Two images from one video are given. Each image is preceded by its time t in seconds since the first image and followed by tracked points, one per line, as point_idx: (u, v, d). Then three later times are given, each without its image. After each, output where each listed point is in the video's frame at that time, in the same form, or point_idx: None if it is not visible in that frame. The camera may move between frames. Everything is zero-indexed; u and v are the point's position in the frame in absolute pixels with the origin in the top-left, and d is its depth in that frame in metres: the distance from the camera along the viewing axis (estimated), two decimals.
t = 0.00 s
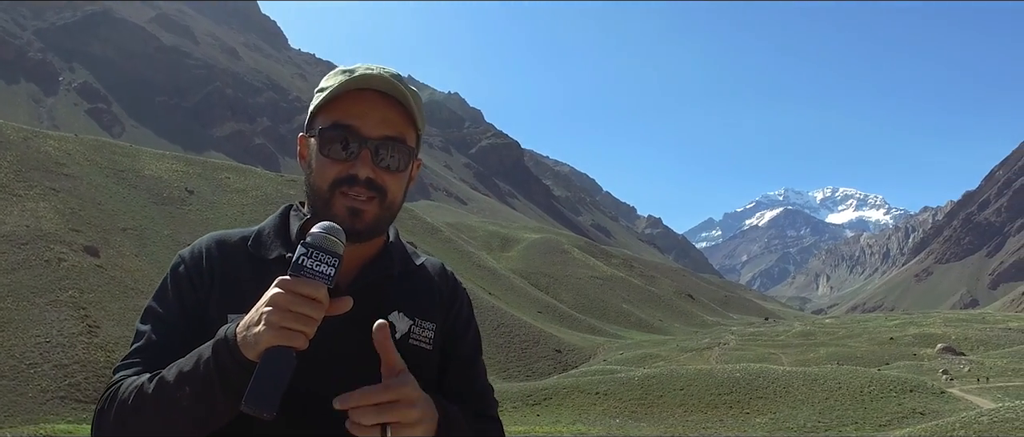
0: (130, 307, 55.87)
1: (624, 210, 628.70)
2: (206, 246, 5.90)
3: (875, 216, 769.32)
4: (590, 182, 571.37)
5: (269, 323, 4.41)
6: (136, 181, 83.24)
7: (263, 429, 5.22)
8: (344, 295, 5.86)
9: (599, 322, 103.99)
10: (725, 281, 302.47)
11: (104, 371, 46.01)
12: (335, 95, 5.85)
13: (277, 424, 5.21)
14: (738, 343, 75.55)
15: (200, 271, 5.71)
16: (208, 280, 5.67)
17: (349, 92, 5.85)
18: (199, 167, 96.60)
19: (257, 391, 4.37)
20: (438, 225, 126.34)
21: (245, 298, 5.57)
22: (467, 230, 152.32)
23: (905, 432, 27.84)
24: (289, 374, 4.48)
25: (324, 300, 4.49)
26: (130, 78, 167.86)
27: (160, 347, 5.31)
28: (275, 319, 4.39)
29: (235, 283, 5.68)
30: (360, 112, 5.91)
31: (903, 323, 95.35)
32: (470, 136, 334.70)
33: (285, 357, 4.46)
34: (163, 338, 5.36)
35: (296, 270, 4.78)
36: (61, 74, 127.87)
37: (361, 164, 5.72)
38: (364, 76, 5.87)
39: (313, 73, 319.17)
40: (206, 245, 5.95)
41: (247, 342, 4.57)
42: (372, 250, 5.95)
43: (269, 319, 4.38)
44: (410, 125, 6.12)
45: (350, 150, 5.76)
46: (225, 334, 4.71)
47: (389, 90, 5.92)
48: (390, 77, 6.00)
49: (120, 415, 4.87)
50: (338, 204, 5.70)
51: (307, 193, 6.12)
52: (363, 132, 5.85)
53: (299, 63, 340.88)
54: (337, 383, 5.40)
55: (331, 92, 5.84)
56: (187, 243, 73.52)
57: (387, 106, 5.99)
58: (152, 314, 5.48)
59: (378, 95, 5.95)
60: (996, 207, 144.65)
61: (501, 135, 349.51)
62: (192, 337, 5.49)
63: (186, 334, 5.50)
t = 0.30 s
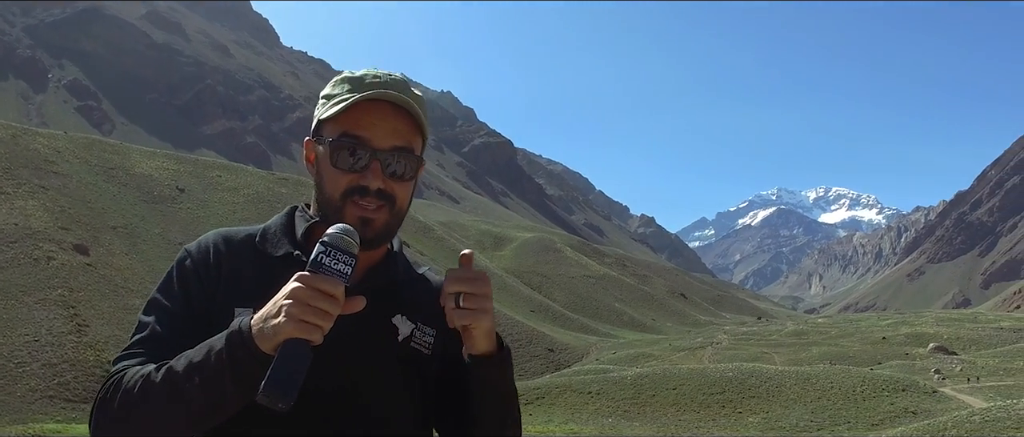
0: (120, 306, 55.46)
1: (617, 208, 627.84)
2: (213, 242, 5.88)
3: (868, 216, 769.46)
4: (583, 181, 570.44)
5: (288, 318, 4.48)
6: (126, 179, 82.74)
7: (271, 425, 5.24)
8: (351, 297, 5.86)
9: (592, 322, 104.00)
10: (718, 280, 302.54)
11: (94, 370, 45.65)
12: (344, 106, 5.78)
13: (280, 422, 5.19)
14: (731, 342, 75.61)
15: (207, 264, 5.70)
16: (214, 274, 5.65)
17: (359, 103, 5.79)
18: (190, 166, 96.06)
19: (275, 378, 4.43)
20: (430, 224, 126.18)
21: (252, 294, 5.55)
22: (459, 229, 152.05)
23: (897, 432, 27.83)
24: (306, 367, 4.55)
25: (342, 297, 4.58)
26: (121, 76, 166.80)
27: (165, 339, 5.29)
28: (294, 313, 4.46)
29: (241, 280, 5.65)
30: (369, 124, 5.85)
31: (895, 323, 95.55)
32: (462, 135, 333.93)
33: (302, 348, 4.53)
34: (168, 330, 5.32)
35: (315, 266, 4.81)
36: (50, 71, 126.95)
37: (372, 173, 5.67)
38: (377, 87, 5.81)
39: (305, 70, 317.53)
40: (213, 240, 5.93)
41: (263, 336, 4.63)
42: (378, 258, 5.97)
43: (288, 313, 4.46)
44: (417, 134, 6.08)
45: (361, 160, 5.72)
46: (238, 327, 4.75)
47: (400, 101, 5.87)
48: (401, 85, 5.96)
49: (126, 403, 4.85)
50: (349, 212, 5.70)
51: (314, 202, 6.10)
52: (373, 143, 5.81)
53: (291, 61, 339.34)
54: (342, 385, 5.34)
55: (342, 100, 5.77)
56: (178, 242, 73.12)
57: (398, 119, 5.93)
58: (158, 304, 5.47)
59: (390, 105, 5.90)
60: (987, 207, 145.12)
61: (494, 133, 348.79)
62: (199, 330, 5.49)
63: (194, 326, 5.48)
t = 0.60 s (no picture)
0: (110, 305, 55.08)
1: (610, 207, 627.31)
2: (216, 246, 5.77)
3: (861, 216, 769.41)
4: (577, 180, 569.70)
5: (291, 326, 4.37)
6: (117, 177, 82.23)
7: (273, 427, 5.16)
8: (351, 302, 5.77)
9: (585, 321, 103.98)
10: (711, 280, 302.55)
11: (84, 370, 45.32)
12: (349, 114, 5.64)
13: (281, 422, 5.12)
14: (724, 342, 75.74)
15: (208, 267, 5.60)
16: (216, 276, 5.56)
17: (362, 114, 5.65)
18: (181, 164, 95.60)
19: (275, 387, 4.35)
20: (423, 224, 125.92)
21: (253, 298, 5.43)
22: (453, 228, 151.80)
23: (890, 431, 27.87)
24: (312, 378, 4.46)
25: (345, 302, 4.48)
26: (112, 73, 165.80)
27: (170, 342, 5.21)
28: (295, 322, 4.34)
29: (242, 286, 5.56)
30: (370, 133, 5.73)
31: (888, 323, 95.87)
32: (456, 134, 333.12)
33: (304, 357, 4.43)
34: (170, 332, 5.24)
35: (316, 275, 4.66)
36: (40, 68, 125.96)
37: (372, 181, 5.56)
38: (378, 93, 5.66)
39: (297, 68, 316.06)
40: (215, 243, 5.82)
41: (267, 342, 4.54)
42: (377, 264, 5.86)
43: (290, 320, 4.36)
44: (417, 141, 5.96)
45: (360, 166, 5.60)
46: (242, 332, 4.65)
47: (400, 110, 5.75)
48: (404, 92, 5.86)
49: (128, 406, 4.78)
50: (348, 218, 5.57)
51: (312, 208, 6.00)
52: (373, 153, 5.68)
53: (283, 59, 337.97)
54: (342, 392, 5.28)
55: (342, 109, 5.65)
56: (169, 241, 72.76)
57: (398, 130, 5.76)
58: (161, 304, 5.38)
59: (393, 114, 5.79)
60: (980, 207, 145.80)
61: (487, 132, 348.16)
62: (200, 334, 5.38)
63: (196, 330, 5.38)
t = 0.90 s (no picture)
0: (101, 304, 54.69)
1: (604, 206, 626.63)
2: (207, 250, 5.62)
3: (855, 215, 769.49)
4: (571, 178, 568.73)
5: (276, 321, 4.25)
6: (108, 175, 81.69)
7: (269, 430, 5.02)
8: (345, 297, 5.65)
9: (579, 320, 103.99)
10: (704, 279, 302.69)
11: (74, 369, 44.98)
12: (324, 99, 5.58)
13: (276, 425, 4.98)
14: (718, 341, 75.78)
15: (196, 269, 5.46)
16: (205, 277, 5.43)
17: (336, 98, 5.61)
18: (173, 162, 95.05)
19: (263, 391, 4.23)
20: (416, 222, 125.68)
21: (247, 295, 5.32)
22: (446, 226, 151.51)
23: (884, 430, 27.88)
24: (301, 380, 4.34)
25: (331, 302, 4.37)
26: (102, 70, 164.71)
27: (165, 348, 5.06)
28: (280, 319, 4.23)
29: (231, 286, 5.41)
30: (351, 111, 5.69)
31: (881, 322, 96.04)
32: (449, 132, 332.20)
33: (293, 357, 4.32)
34: (163, 336, 5.11)
35: (301, 273, 4.53)
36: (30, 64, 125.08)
37: (360, 159, 5.48)
38: (354, 75, 5.60)
39: (290, 66, 314.60)
40: (205, 246, 5.67)
41: (254, 345, 4.41)
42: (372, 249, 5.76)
43: (273, 320, 4.24)
44: (399, 123, 5.88)
45: (345, 149, 5.52)
46: (230, 335, 4.51)
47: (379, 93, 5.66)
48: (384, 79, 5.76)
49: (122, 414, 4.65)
50: (341, 202, 5.43)
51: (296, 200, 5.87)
52: (355, 131, 5.63)
53: (276, 57, 336.68)
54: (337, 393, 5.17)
55: (322, 97, 5.55)
56: (161, 239, 72.40)
57: (376, 103, 5.76)
58: (152, 310, 5.23)
59: (368, 96, 5.77)
60: (973, 206, 146.29)
61: (481, 131, 347.58)
62: (195, 338, 5.24)
63: (189, 336, 5.24)
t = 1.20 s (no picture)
0: (92, 303, 54.30)
1: (599, 205, 626.09)
2: (203, 247, 5.49)
3: (849, 215, 769.48)
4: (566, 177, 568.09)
5: (266, 312, 4.12)
6: (100, 173, 81.17)
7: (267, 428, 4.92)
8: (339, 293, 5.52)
9: (574, 320, 103.88)
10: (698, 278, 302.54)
11: (66, 369, 44.65)
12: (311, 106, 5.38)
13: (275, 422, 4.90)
14: (712, 340, 75.78)
15: (191, 266, 5.34)
16: (202, 273, 5.31)
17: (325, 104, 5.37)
18: (165, 159, 94.57)
19: (253, 383, 4.12)
20: (410, 221, 125.35)
21: (241, 296, 5.19)
22: (440, 225, 151.26)
23: (879, 429, 27.87)
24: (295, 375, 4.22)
25: (321, 291, 4.22)
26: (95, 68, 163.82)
27: (162, 346, 4.95)
28: (270, 310, 4.09)
29: (225, 283, 5.28)
30: (336, 121, 5.44)
31: (875, 321, 96.34)
32: (443, 131, 331.60)
33: (282, 351, 4.19)
34: (157, 336, 4.99)
35: (292, 263, 4.38)
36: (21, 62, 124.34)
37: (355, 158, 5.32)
38: (343, 79, 5.40)
39: (284, 63, 313.38)
40: (201, 245, 5.55)
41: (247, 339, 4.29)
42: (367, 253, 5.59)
43: (263, 310, 4.11)
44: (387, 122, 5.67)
45: (337, 147, 5.35)
46: (224, 328, 4.37)
47: (364, 88, 5.45)
48: (367, 79, 5.54)
49: (116, 416, 4.56)
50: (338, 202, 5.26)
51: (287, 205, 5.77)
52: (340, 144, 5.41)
53: (269, 55, 335.46)
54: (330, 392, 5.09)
55: (308, 97, 5.38)
56: (153, 237, 72.06)
57: (364, 112, 5.46)
58: (147, 307, 5.13)
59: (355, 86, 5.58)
60: (966, 206, 146.82)
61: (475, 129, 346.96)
62: (191, 335, 5.13)
63: (185, 333, 5.12)
